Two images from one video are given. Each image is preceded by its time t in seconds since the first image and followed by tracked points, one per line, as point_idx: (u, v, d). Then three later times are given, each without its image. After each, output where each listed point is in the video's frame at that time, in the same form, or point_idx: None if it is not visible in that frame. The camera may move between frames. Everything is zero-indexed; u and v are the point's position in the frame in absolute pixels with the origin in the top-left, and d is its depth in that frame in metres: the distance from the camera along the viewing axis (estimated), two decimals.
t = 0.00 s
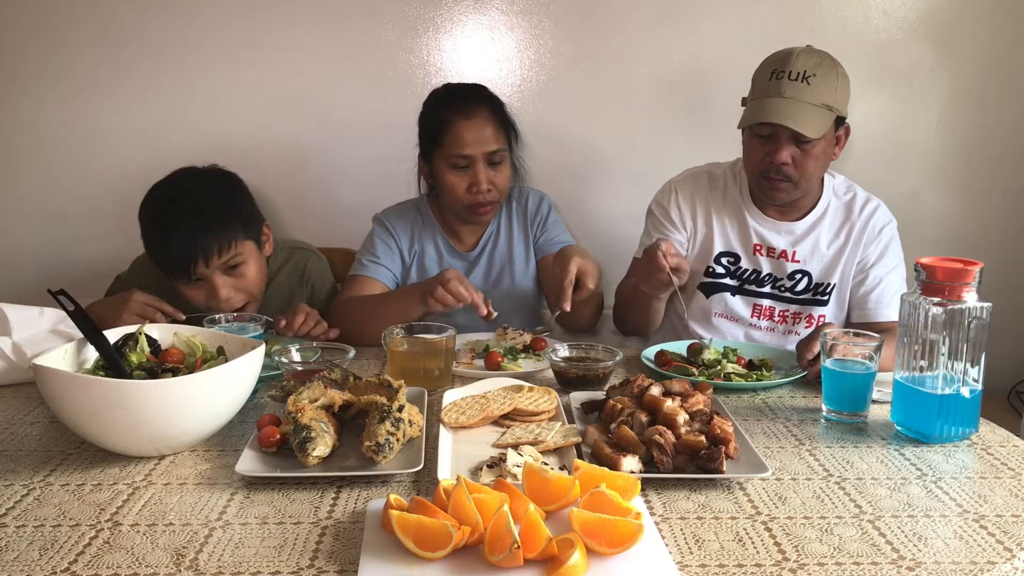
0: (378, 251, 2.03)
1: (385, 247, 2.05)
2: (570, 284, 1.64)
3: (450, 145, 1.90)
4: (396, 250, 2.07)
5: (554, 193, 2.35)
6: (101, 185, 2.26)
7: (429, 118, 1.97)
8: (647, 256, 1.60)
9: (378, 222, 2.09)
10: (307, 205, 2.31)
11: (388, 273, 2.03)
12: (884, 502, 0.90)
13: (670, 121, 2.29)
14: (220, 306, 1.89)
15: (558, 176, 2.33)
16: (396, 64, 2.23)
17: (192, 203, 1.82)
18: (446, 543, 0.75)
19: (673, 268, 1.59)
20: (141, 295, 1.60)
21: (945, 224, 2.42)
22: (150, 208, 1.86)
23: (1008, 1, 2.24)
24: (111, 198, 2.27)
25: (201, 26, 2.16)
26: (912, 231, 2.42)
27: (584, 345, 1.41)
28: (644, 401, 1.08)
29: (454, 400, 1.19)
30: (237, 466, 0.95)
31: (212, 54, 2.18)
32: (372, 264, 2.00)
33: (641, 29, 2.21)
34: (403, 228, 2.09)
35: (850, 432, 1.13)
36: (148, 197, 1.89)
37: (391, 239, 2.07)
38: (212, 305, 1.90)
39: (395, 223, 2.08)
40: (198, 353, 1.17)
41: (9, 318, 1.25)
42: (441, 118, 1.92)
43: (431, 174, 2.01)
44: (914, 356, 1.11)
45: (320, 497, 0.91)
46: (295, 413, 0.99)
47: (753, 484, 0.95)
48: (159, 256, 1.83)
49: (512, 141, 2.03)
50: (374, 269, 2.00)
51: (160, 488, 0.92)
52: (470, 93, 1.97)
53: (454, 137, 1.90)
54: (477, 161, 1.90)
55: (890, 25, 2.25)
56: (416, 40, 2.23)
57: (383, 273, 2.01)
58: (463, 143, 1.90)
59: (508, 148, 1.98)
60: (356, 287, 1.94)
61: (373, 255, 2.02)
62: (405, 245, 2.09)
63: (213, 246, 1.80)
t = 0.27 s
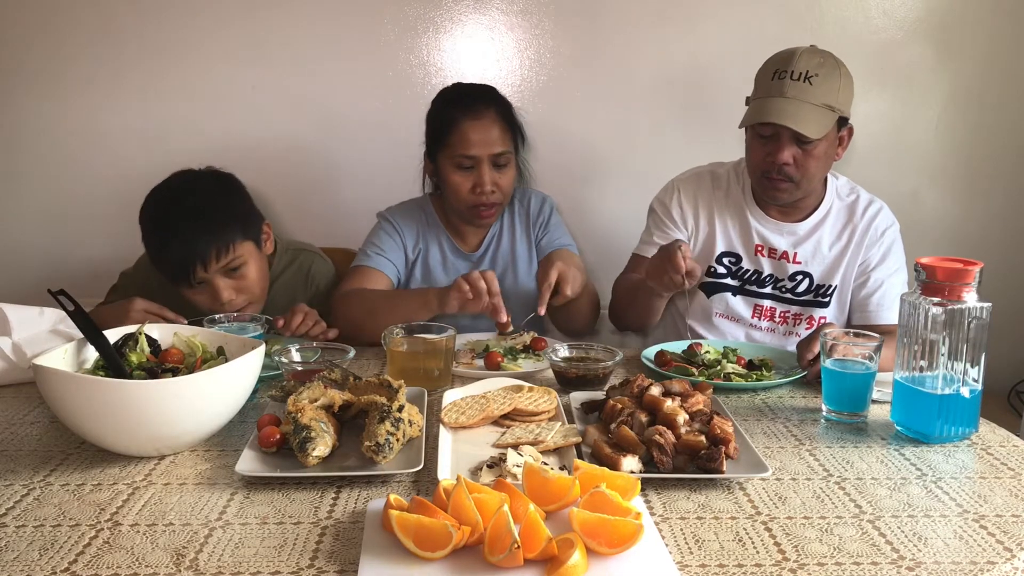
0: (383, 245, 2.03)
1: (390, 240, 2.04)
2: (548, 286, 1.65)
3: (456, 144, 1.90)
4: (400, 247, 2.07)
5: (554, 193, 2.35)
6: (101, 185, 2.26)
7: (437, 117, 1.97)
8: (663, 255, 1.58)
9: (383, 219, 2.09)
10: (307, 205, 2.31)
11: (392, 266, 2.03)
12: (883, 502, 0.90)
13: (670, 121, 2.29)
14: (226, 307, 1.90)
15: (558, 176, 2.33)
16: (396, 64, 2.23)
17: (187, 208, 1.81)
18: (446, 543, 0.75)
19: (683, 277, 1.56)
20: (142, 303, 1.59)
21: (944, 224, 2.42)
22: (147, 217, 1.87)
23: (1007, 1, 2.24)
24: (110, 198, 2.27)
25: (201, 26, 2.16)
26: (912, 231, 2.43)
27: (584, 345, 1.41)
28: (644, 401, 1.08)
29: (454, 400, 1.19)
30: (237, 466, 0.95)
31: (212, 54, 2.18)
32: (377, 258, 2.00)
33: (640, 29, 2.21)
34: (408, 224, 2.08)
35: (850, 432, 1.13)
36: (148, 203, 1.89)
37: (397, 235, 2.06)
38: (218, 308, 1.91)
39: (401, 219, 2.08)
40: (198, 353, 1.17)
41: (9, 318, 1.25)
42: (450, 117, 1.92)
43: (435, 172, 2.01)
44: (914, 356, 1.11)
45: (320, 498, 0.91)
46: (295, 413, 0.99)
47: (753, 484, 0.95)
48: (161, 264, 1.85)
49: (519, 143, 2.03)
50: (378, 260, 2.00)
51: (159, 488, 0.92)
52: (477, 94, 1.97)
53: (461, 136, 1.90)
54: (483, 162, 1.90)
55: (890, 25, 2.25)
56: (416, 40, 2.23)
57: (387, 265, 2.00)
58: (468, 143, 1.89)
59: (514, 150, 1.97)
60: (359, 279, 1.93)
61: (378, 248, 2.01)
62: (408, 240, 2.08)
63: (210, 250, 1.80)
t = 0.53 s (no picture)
0: (386, 245, 2.02)
1: (392, 240, 2.04)
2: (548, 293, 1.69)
3: (462, 145, 1.90)
4: (403, 248, 2.06)
5: (554, 193, 2.35)
6: (101, 185, 2.26)
7: (443, 118, 1.97)
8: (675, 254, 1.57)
9: (385, 218, 2.08)
10: (307, 205, 2.31)
11: (394, 266, 2.02)
12: (883, 502, 0.90)
13: (670, 122, 2.29)
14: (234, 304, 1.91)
15: (558, 176, 2.33)
16: (396, 63, 2.23)
17: (186, 209, 1.81)
18: (446, 543, 0.75)
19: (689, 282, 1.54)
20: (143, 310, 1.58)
21: (944, 224, 2.42)
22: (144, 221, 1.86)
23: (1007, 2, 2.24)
24: (110, 198, 2.27)
25: (201, 26, 2.16)
26: (912, 231, 2.43)
27: (584, 345, 1.41)
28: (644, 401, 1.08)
29: (454, 400, 1.19)
30: (237, 466, 0.96)
31: (212, 54, 2.18)
32: (380, 257, 1.99)
33: (640, 29, 2.21)
34: (411, 224, 2.08)
35: (850, 432, 1.13)
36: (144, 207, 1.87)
37: (399, 235, 2.06)
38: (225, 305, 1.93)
39: (403, 219, 2.08)
40: (198, 353, 1.17)
41: (8, 318, 1.25)
42: (457, 119, 1.92)
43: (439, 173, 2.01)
44: (913, 357, 1.11)
45: (320, 497, 0.91)
46: (295, 413, 1.00)
47: (753, 484, 0.95)
48: (165, 267, 1.84)
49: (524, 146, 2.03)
50: (381, 261, 1.99)
51: (160, 488, 0.92)
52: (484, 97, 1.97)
53: (466, 137, 1.90)
54: (488, 164, 1.90)
55: (890, 25, 2.25)
56: (416, 40, 2.23)
57: (389, 266, 2.00)
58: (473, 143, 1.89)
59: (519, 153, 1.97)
60: (360, 279, 1.93)
61: (380, 247, 2.01)
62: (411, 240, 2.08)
63: (215, 249, 1.80)
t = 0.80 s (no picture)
0: (388, 248, 2.02)
1: (394, 243, 2.04)
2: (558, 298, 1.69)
3: (463, 140, 1.91)
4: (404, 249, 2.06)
5: (554, 193, 2.35)
6: (101, 184, 2.26)
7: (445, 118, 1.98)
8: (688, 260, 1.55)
9: (388, 221, 2.08)
10: (307, 205, 2.31)
11: (396, 270, 2.02)
12: (883, 502, 0.90)
13: (671, 122, 2.29)
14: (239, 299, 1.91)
15: (558, 176, 2.33)
16: (396, 63, 2.23)
17: (198, 202, 1.81)
18: (446, 542, 0.75)
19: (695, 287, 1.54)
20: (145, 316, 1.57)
21: (944, 224, 2.42)
22: (148, 218, 1.84)
23: (1007, 2, 2.24)
24: (110, 198, 2.27)
25: (201, 26, 2.16)
26: (913, 231, 2.42)
27: (584, 344, 1.41)
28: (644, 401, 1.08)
29: (454, 400, 1.19)
30: (237, 465, 0.96)
31: (212, 54, 2.18)
32: (381, 259, 1.99)
33: (640, 29, 2.21)
34: (413, 227, 2.08)
35: (850, 432, 1.13)
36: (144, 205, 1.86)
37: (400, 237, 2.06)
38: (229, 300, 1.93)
39: (405, 223, 2.08)
40: (198, 353, 1.17)
41: (8, 318, 1.25)
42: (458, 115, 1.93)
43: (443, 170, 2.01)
44: (913, 357, 1.11)
45: (319, 497, 0.91)
46: (295, 413, 1.00)
47: (753, 484, 0.95)
48: (171, 261, 1.83)
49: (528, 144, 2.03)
50: (383, 265, 1.99)
51: (159, 488, 0.92)
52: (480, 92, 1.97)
53: (468, 133, 1.90)
54: (489, 159, 1.90)
55: (890, 25, 2.25)
56: (415, 40, 2.22)
57: (392, 269, 2.00)
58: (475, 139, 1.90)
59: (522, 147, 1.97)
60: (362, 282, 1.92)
61: (382, 251, 2.01)
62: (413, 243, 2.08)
63: (228, 240, 1.82)
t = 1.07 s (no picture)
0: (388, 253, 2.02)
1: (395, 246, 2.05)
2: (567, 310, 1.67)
3: (458, 137, 1.91)
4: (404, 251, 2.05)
5: (554, 193, 2.35)
6: (101, 185, 2.26)
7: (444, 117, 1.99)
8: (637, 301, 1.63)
9: (391, 222, 2.09)
10: (307, 205, 2.31)
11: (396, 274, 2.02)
12: (883, 502, 0.90)
13: (671, 122, 2.29)
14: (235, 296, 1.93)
15: (559, 176, 2.33)
16: (396, 63, 2.23)
17: (201, 197, 1.81)
18: (446, 542, 0.75)
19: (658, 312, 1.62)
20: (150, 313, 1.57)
21: (945, 223, 2.42)
22: (150, 210, 1.83)
23: (1007, 1, 2.24)
24: (110, 198, 2.28)
25: (201, 26, 2.16)
26: (912, 231, 2.42)
27: (583, 344, 1.41)
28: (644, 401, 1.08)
29: (454, 400, 1.19)
30: (237, 465, 0.96)
31: (212, 54, 2.18)
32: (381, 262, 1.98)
33: (640, 29, 2.21)
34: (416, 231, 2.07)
35: (850, 432, 1.13)
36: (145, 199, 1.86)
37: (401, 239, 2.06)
38: (224, 296, 1.93)
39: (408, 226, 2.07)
40: (198, 353, 1.17)
41: (9, 319, 1.25)
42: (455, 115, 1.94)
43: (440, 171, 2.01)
44: (913, 357, 1.11)
45: (319, 498, 0.91)
46: (296, 413, 1.00)
47: (753, 485, 0.95)
48: (169, 254, 1.82)
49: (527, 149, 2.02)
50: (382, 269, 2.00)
51: (159, 488, 0.92)
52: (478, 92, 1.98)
53: (463, 131, 1.90)
54: (483, 155, 1.89)
55: (890, 25, 2.25)
56: (415, 40, 2.22)
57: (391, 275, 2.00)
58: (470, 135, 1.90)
59: (519, 147, 1.96)
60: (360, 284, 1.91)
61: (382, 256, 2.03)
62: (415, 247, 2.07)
63: (230, 235, 1.83)
